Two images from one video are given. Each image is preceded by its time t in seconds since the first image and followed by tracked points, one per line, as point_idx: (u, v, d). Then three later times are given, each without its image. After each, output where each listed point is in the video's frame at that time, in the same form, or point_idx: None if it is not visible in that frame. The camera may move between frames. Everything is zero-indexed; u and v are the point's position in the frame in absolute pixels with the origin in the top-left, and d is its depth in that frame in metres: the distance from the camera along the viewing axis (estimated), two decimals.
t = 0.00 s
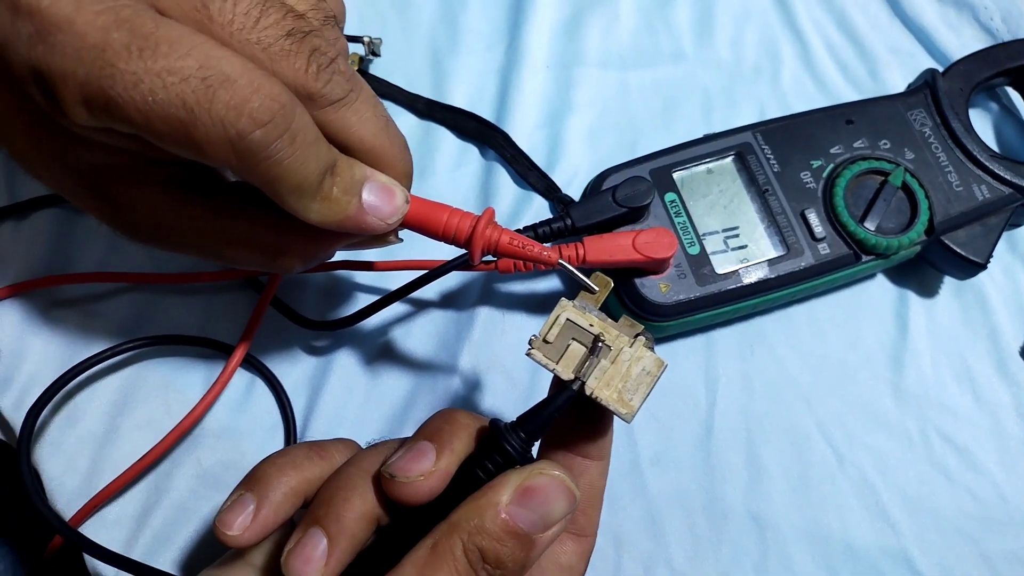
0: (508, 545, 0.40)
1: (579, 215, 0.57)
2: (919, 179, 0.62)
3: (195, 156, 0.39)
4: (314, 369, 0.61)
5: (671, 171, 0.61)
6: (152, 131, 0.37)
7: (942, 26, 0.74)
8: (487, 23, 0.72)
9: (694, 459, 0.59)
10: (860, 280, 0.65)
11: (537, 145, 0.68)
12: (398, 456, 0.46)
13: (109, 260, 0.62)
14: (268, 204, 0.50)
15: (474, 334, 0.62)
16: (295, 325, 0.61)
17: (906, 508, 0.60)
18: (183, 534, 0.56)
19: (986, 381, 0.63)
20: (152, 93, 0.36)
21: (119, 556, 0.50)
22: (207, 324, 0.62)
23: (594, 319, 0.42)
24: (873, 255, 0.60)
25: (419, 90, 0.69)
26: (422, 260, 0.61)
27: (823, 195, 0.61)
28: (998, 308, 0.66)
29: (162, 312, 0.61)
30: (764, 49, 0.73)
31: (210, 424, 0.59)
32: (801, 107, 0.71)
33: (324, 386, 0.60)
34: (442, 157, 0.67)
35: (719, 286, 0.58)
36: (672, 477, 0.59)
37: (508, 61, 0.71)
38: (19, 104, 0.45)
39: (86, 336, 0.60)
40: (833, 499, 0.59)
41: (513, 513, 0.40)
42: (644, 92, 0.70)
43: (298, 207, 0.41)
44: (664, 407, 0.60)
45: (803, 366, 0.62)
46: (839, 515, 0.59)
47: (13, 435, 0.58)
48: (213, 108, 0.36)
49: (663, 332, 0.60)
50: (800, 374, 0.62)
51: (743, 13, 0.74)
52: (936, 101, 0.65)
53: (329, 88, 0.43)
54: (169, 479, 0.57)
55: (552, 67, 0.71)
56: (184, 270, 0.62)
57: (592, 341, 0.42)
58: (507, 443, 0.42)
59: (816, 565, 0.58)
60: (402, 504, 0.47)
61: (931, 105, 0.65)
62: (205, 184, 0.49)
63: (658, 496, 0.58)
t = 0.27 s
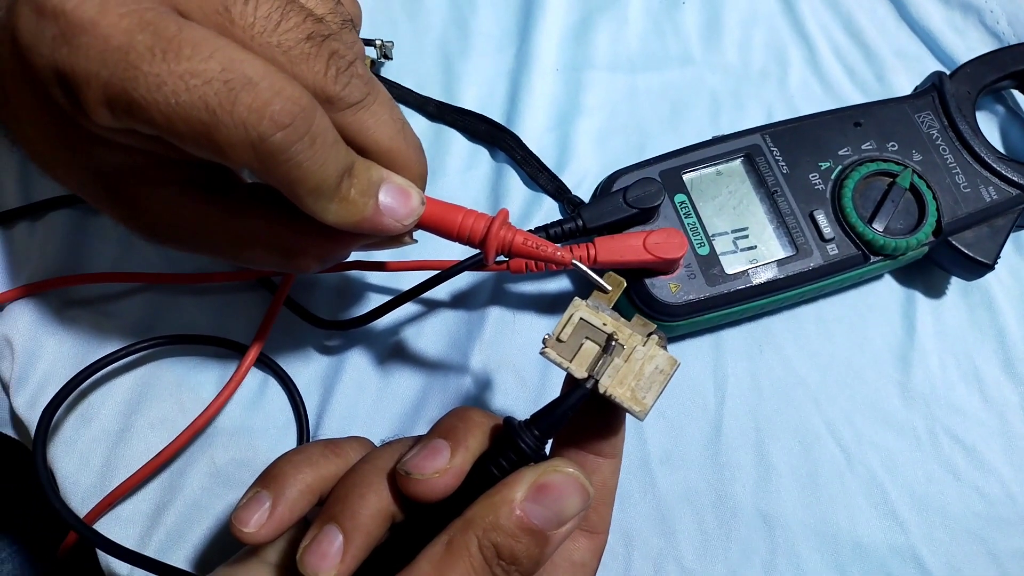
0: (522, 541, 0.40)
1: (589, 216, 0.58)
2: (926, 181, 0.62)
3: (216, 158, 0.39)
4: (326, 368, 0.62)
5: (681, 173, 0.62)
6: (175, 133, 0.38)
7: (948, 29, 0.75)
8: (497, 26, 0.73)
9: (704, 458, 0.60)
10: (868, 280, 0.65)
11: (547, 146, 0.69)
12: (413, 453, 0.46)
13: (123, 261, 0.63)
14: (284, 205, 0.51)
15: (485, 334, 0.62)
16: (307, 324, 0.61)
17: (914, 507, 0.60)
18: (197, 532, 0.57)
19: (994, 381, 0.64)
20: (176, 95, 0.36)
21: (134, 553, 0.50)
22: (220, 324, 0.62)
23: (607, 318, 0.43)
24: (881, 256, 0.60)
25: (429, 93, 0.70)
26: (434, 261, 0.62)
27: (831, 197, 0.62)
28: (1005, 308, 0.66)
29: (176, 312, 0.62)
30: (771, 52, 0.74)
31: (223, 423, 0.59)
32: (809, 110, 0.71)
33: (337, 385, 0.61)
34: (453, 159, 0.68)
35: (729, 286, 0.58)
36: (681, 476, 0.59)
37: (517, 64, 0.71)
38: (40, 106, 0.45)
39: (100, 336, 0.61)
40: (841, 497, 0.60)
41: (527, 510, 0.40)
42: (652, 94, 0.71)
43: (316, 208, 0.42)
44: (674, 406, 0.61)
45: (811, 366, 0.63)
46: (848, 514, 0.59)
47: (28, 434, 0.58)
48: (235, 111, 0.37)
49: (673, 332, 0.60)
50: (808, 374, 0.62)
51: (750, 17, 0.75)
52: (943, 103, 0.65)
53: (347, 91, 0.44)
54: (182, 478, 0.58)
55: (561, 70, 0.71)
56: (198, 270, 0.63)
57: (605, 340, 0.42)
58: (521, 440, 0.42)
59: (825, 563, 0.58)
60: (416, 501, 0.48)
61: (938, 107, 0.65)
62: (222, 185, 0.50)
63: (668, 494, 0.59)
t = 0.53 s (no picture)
0: (512, 537, 0.40)
1: (581, 214, 0.58)
2: (917, 179, 0.62)
3: (203, 146, 0.39)
4: (318, 365, 0.61)
5: (672, 171, 0.62)
6: (161, 120, 0.37)
7: (940, 28, 0.75)
8: (489, 23, 0.73)
9: (695, 456, 0.60)
10: (859, 279, 0.65)
11: (539, 144, 0.69)
12: (403, 448, 0.46)
13: (113, 258, 0.63)
14: (272, 199, 0.51)
15: (476, 332, 0.62)
16: (298, 322, 0.61)
17: (904, 505, 0.60)
18: (187, 530, 0.56)
19: (984, 379, 0.64)
20: (162, 81, 0.36)
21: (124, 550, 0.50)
22: (211, 320, 0.62)
23: (597, 314, 0.42)
24: (872, 254, 0.60)
25: (422, 90, 0.69)
26: (426, 258, 0.62)
27: (822, 195, 0.62)
28: (996, 307, 0.66)
29: (167, 309, 0.62)
30: (763, 50, 0.74)
31: (214, 421, 0.59)
32: (801, 108, 0.72)
33: (328, 383, 0.61)
34: (445, 157, 0.68)
35: (720, 284, 0.58)
36: (672, 473, 0.59)
37: (510, 61, 0.71)
38: (27, 96, 0.45)
39: (90, 333, 0.61)
40: (832, 496, 0.60)
41: (516, 506, 0.40)
42: (645, 92, 0.71)
43: (304, 198, 0.42)
44: (665, 404, 0.61)
45: (802, 364, 0.63)
46: (838, 512, 0.59)
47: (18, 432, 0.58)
48: (222, 97, 0.37)
49: (664, 330, 0.60)
50: (799, 372, 0.63)
51: (743, 15, 0.75)
52: (935, 101, 0.65)
53: (336, 80, 0.44)
54: (172, 476, 0.58)
55: (554, 67, 0.71)
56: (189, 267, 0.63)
57: (595, 336, 0.42)
58: (511, 436, 0.42)
59: (816, 561, 0.58)
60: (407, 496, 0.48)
61: (930, 106, 0.65)
62: (211, 178, 0.50)
63: (659, 492, 0.59)
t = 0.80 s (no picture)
0: (502, 541, 0.40)
1: (575, 219, 0.58)
2: (910, 181, 0.62)
3: (192, 158, 0.39)
4: (314, 372, 0.62)
5: (666, 176, 0.62)
6: (150, 133, 0.38)
7: (933, 31, 0.75)
8: (483, 30, 0.73)
9: (691, 460, 0.60)
10: (853, 282, 0.65)
11: (533, 150, 0.69)
12: (395, 453, 0.47)
13: (109, 266, 0.63)
14: (264, 207, 0.51)
15: (472, 337, 0.62)
16: (294, 329, 0.61)
17: (900, 507, 0.60)
18: (184, 538, 0.57)
19: (980, 381, 0.64)
20: (151, 95, 0.36)
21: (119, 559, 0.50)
22: (207, 328, 0.62)
23: (587, 318, 0.43)
24: (866, 257, 0.61)
25: (416, 97, 0.70)
26: (421, 264, 0.62)
27: (815, 198, 0.62)
28: (990, 308, 0.66)
29: (163, 317, 0.62)
30: (756, 54, 0.74)
31: (210, 429, 0.59)
32: (794, 111, 0.72)
33: (324, 390, 0.61)
34: (440, 163, 0.68)
35: (714, 288, 0.58)
36: (668, 477, 0.59)
37: (504, 67, 0.71)
38: (19, 110, 0.45)
39: (87, 341, 0.61)
40: (828, 498, 0.60)
41: (506, 509, 0.40)
42: (639, 97, 0.71)
43: (294, 208, 0.42)
44: (660, 408, 0.61)
45: (797, 367, 0.63)
46: (834, 514, 0.59)
47: (15, 441, 0.58)
48: (210, 110, 0.37)
49: (659, 334, 0.61)
50: (795, 375, 0.63)
51: (736, 19, 0.75)
52: (928, 104, 0.65)
53: (325, 91, 0.44)
54: (169, 483, 0.58)
55: (548, 73, 0.72)
56: (185, 275, 0.63)
57: (585, 340, 0.42)
58: (502, 441, 0.42)
59: (813, 564, 0.58)
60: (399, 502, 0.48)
61: (922, 109, 0.66)
62: (203, 187, 0.50)
63: (655, 497, 0.59)
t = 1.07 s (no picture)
0: (497, 541, 0.41)
1: (571, 221, 0.58)
2: (908, 182, 0.62)
3: (187, 160, 0.39)
4: (312, 374, 0.62)
5: (663, 177, 0.62)
6: (145, 135, 0.38)
7: (930, 31, 0.75)
8: (480, 32, 0.73)
9: (689, 461, 0.60)
10: (851, 283, 0.65)
11: (531, 152, 0.69)
12: (391, 453, 0.47)
13: (107, 269, 0.63)
14: (260, 209, 0.51)
15: (469, 339, 0.62)
16: (292, 332, 0.62)
17: (899, 508, 0.60)
18: (182, 540, 0.57)
19: (978, 381, 0.64)
20: (145, 97, 0.37)
21: (117, 561, 0.50)
22: (205, 329, 0.62)
23: (583, 319, 0.42)
24: (863, 259, 0.61)
25: (414, 99, 0.70)
26: (419, 266, 0.62)
27: (813, 200, 0.62)
28: (988, 309, 0.66)
29: (160, 319, 0.62)
30: (754, 55, 0.74)
31: (209, 431, 0.59)
32: (792, 112, 0.72)
33: (322, 392, 0.61)
34: (437, 165, 0.68)
35: (711, 290, 0.58)
36: (666, 478, 0.59)
37: (502, 69, 0.71)
38: (14, 112, 0.46)
39: (85, 344, 0.61)
40: (826, 499, 0.60)
41: (501, 510, 0.40)
42: (636, 99, 0.71)
43: (289, 211, 0.42)
44: (658, 410, 0.61)
45: (794, 367, 0.63)
46: (832, 516, 0.59)
47: (13, 444, 0.58)
48: (205, 113, 0.37)
49: (656, 335, 0.61)
50: (792, 376, 0.63)
51: (733, 21, 0.75)
52: (925, 105, 0.65)
53: (320, 95, 0.44)
54: (167, 485, 0.58)
55: (545, 75, 0.72)
56: (183, 276, 0.63)
57: (580, 341, 0.42)
58: (496, 441, 0.42)
59: (810, 565, 0.58)
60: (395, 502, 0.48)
61: (920, 109, 0.66)
62: (199, 189, 0.50)
63: (653, 498, 0.59)
